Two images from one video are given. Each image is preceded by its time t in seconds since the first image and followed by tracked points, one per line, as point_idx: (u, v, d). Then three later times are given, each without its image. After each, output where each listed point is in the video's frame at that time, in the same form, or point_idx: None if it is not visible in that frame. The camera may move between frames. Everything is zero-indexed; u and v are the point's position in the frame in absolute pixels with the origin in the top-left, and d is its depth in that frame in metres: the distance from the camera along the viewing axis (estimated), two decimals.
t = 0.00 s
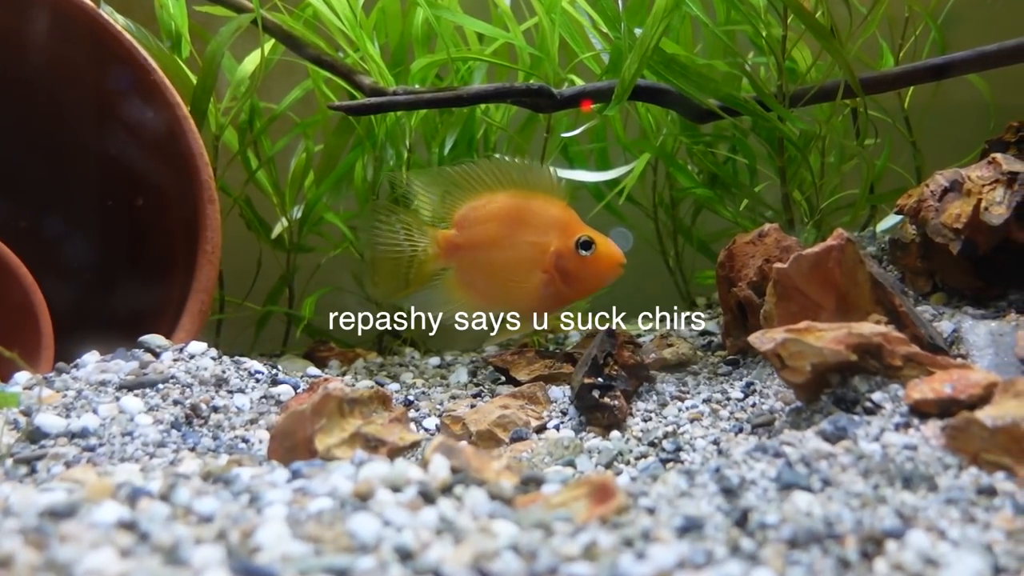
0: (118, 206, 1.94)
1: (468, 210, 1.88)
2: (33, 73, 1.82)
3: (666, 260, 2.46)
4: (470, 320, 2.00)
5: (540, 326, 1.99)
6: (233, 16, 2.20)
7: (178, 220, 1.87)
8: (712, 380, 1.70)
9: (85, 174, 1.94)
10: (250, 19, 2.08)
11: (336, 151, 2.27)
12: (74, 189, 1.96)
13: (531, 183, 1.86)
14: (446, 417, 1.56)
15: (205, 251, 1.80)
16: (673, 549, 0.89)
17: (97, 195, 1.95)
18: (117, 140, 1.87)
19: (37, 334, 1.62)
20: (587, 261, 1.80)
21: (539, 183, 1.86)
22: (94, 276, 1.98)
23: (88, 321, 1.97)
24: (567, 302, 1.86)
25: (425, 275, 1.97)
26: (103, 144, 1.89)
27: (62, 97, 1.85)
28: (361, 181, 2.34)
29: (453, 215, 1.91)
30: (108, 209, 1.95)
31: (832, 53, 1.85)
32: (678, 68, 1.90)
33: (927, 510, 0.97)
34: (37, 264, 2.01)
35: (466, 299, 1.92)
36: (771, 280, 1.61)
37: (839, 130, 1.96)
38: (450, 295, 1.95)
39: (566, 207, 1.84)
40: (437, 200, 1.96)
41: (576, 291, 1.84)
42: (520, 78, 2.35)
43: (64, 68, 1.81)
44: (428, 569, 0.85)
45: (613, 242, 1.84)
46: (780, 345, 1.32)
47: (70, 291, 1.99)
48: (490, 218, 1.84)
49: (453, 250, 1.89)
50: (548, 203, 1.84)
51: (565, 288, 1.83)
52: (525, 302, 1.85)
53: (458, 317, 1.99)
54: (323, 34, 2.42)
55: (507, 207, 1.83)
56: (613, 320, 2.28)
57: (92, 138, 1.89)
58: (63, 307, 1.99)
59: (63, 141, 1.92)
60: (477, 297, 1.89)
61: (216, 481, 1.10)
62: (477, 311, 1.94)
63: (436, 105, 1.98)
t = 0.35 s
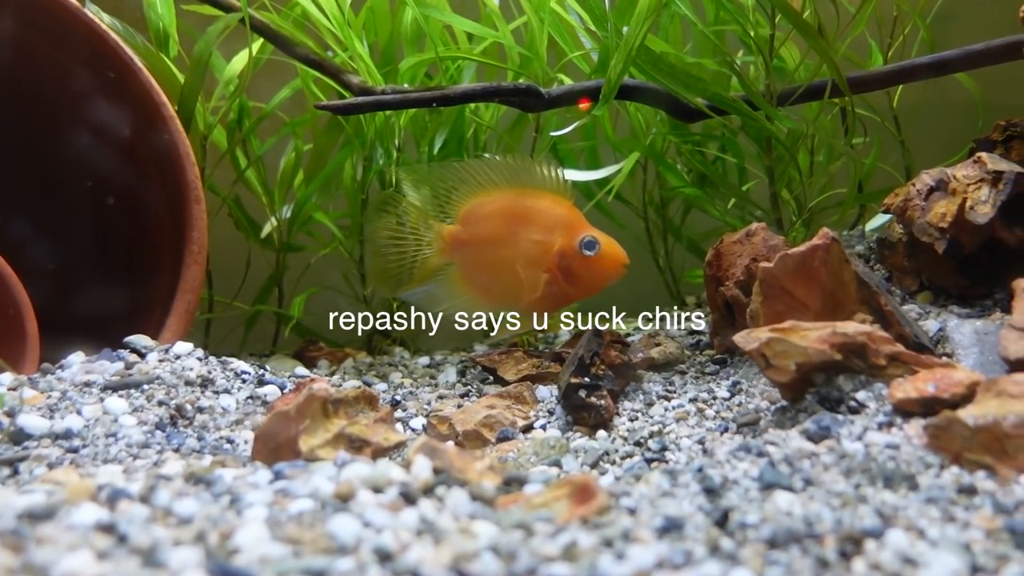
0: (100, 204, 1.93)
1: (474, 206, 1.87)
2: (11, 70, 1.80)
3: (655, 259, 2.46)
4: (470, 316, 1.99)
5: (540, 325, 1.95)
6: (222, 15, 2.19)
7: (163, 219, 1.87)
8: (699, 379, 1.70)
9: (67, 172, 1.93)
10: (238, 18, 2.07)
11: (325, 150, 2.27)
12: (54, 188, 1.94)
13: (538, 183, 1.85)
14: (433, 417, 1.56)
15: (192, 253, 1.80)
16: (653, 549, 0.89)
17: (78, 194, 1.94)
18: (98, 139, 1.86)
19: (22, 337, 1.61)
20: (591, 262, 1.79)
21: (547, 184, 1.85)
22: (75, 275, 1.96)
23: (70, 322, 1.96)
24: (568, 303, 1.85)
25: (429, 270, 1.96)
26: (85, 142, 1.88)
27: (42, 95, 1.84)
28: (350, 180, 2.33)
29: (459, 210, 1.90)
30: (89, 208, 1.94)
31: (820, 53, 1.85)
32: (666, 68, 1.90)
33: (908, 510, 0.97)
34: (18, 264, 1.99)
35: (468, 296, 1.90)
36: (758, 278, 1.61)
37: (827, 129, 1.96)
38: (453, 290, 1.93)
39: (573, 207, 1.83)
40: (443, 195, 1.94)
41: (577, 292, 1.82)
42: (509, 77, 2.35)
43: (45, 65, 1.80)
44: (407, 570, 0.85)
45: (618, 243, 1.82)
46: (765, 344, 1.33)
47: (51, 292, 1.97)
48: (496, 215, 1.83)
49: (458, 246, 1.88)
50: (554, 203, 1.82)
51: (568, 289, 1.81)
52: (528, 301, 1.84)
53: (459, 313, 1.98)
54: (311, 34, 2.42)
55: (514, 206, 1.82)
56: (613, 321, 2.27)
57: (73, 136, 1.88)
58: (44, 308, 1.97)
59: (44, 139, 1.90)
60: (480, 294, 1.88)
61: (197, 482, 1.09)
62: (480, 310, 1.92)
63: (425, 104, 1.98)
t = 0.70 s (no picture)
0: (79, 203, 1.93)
1: (480, 210, 1.85)
2: None
3: (647, 260, 2.46)
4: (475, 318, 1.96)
5: (541, 326, 1.88)
6: (212, 16, 2.19)
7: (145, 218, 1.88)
8: (688, 380, 1.71)
9: (48, 169, 1.92)
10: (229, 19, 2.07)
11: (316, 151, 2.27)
12: (30, 184, 1.94)
13: (545, 186, 1.83)
14: (421, 419, 1.56)
15: (181, 254, 1.80)
16: (635, 551, 0.89)
17: (55, 189, 1.94)
18: (78, 136, 1.86)
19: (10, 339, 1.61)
20: (597, 264, 1.76)
21: (554, 187, 1.83)
22: (51, 273, 1.96)
23: (47, 320, 1.96)
24: (573, 306, 1.82)
25: (436, 272, 1.94)
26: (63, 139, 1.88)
27: (19, 91, 1.83)
28: (341, 181, 2.33)
29: (466, 212, 1.87)
30: (67, 205, 1.93)
31: (808, 55, 1.85)
32: (654, 69, 1.90)
33: (890, 511, 0.98)
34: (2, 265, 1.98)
35: (475, 299, 1.88)
36: (746, 279, 1.61)
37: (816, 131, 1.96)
38: (459, 292, 1.91)
39: (578, 211, 1.80)
40: (450, 197, 1.91)
41: (583, 295, 1.79)
42: (500, 78, 2.35)
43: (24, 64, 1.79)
44: (389, 572, 0.85)
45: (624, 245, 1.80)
46: (751, 345, 1.33)
47: (36, 293, 1.96)
48: (502, 218, 1.81)
49: (465, 249, 1.86)
50: (561, 206, 1.80)
51: (573, 291, 1.78)
52: (534, 304, 1.81)
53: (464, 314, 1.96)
54: (300, 35, 2.42)
55: (520, 208, 1.80)
56: (614, 321, 2.27)
57: (52, 134, 1.88)
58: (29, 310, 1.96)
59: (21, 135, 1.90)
60: (486, 296, 1.86)
61: (182, 484, 1.09)
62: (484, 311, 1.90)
63: (414, 105, 1.98)
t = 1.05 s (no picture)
0: (53, 190, 1.92)
1: (475, 209, 1.84)
2: None
3: (640, 262, 2.46)
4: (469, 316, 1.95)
5: (541, 327, 1.89)
6: (205, 18, 2.19)
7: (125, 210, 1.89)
8: (678, 382, 1.71)
9: (32, 169, 1.90)
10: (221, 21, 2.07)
11: (309, 153, 2.27)
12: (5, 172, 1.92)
13: (540, 189, 1.82)
14: (411, 421, 1.56)
15: (171, 256, 1.80)
16: (620, 555, 0.90)
17: (36, 183, 1.92)
18: (63, 131, 1.85)
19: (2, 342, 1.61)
20: (589, 267, 1.78)
21: (549, 189, 1.82)
22: (20, 258, 1.95)
23: (17, 306, 1.95)
24: (564, 308, 1.82)
25: (429, 268, 1.93)
26: (42, 129, 1.86)
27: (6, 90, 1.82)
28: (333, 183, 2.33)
29: (462, 211, 1.86)
30: (40, 191, 1.92)
31: (799, 59, 1.86)
32: (644, 71, 1.90)
33: (875, 515, 0.98)
34: None
35: (467, 298, 1.87)
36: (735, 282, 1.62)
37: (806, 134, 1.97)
38: (452, 290, 1.90)
39: (571, 214, 1.80)
40: (447, 197, 1.90)
41: (575, 298, 1.80)
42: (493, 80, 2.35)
43: (6, 55, 1.77)
44: None
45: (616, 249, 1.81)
46: (739, 348, 1.33)
47: (20, 293, 1.95)
48: (496, 219, 1.80)
49: (459, 247, 1.85)
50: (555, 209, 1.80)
51: (566, 295, 1.80)
52: (525, 305, 1.81)
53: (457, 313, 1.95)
54: (293, 37, 2.42)
55: (514, 210, 1.79)
56: (614, 321, 2.26)
57: (32, 126, 1.86)
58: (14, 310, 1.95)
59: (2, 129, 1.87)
60: (478, 296, 1.85)
61: (169, 487, 1.09)
62: (477, 310, 1.89)
63: (404, 108, 1.98)
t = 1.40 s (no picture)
0: (32, 189, 1.89)
1: (468, 205, 1.84)
2: None
3: (631, 263, 2.46)
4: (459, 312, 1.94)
5: (542, 326, 1.91)
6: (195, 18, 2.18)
7: (99, 202, 1.88)
8: (667, 384, 1.71)
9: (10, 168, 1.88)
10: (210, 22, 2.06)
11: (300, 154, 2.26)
12: None
13: (534, 187, 1.82)
14: (400, 423, 1.55)
15: (159, 257, 1.80)
16: (603, 558, 0.89)
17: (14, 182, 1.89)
18: (47, 130, 1.84)
19: None
20: (579, 269, 1.75)
21: (543, 188, 1.82)
22: None
23: None
24: (551, 308, 1.81)
25: (420, 262, 1.93)
26: (23, 128, 1.84)
27: None
28: (324, 184, 2.33)
29: (453, 207, 1.86)
30: (18, 190, 1.90)
31: (789, 60, 1.86)
32: (634, 71, 1.90)
33: (860, 517, 0.98)
34: None
35: (457, 294, 1.87)
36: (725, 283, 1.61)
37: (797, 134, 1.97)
38: (443, 285, 1.90)
39: (564, 214, 1.79)
40: (440, 192, 1.90)
41: (563, 300, 1.78)
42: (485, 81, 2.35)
43: None
44: None
45: (607, 251, 1.79)
46: (728, 350, 1.33)
47: None
48: (489, 215, 1.80)
49: (450, 242, 1.84)
50: (548, 208, 1.79)
51: (553, 295, 1.77)
52: (513, 304, 1.80)
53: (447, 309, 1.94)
54: (284, 39, 2.42)
55: (507, 207, 1.79)
56: (613, 321, 2.24)
57: (12, 125, 1.83)
58: None
59: None
60: (468, 291, 1.85)
61: (152, 490, 1.08)
62: (466, 307, 1.89)
63: (393, 108, 1.97)
